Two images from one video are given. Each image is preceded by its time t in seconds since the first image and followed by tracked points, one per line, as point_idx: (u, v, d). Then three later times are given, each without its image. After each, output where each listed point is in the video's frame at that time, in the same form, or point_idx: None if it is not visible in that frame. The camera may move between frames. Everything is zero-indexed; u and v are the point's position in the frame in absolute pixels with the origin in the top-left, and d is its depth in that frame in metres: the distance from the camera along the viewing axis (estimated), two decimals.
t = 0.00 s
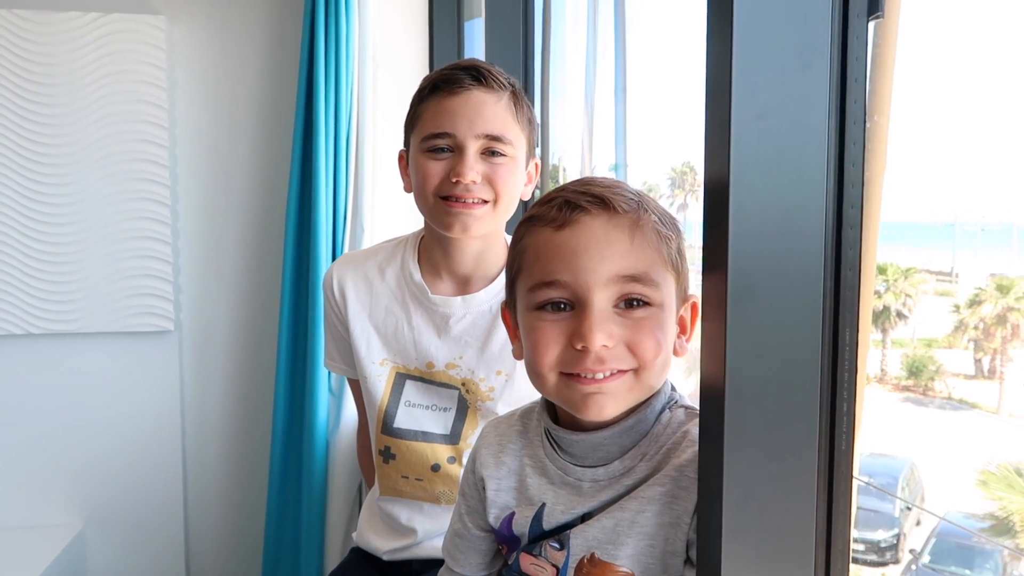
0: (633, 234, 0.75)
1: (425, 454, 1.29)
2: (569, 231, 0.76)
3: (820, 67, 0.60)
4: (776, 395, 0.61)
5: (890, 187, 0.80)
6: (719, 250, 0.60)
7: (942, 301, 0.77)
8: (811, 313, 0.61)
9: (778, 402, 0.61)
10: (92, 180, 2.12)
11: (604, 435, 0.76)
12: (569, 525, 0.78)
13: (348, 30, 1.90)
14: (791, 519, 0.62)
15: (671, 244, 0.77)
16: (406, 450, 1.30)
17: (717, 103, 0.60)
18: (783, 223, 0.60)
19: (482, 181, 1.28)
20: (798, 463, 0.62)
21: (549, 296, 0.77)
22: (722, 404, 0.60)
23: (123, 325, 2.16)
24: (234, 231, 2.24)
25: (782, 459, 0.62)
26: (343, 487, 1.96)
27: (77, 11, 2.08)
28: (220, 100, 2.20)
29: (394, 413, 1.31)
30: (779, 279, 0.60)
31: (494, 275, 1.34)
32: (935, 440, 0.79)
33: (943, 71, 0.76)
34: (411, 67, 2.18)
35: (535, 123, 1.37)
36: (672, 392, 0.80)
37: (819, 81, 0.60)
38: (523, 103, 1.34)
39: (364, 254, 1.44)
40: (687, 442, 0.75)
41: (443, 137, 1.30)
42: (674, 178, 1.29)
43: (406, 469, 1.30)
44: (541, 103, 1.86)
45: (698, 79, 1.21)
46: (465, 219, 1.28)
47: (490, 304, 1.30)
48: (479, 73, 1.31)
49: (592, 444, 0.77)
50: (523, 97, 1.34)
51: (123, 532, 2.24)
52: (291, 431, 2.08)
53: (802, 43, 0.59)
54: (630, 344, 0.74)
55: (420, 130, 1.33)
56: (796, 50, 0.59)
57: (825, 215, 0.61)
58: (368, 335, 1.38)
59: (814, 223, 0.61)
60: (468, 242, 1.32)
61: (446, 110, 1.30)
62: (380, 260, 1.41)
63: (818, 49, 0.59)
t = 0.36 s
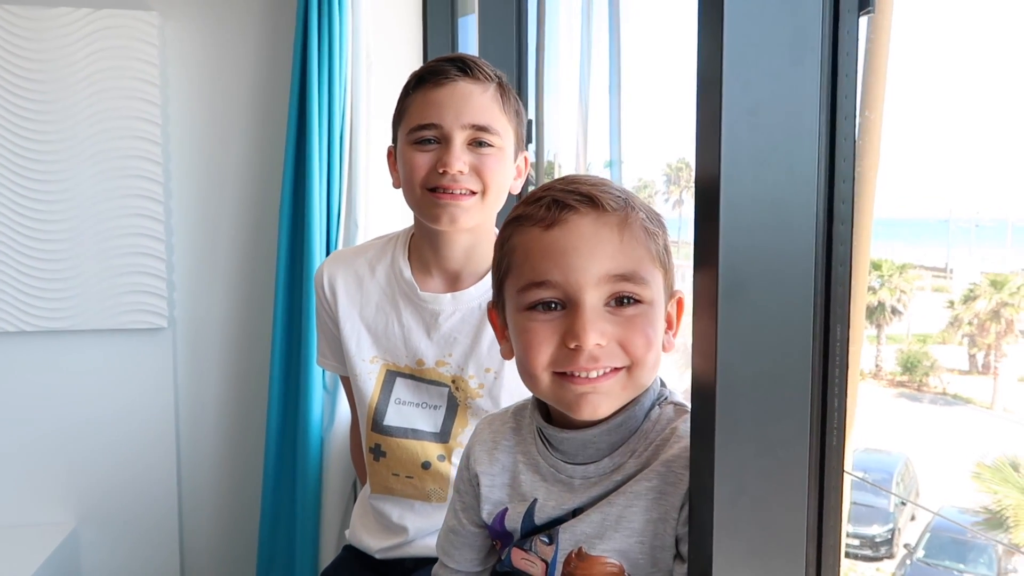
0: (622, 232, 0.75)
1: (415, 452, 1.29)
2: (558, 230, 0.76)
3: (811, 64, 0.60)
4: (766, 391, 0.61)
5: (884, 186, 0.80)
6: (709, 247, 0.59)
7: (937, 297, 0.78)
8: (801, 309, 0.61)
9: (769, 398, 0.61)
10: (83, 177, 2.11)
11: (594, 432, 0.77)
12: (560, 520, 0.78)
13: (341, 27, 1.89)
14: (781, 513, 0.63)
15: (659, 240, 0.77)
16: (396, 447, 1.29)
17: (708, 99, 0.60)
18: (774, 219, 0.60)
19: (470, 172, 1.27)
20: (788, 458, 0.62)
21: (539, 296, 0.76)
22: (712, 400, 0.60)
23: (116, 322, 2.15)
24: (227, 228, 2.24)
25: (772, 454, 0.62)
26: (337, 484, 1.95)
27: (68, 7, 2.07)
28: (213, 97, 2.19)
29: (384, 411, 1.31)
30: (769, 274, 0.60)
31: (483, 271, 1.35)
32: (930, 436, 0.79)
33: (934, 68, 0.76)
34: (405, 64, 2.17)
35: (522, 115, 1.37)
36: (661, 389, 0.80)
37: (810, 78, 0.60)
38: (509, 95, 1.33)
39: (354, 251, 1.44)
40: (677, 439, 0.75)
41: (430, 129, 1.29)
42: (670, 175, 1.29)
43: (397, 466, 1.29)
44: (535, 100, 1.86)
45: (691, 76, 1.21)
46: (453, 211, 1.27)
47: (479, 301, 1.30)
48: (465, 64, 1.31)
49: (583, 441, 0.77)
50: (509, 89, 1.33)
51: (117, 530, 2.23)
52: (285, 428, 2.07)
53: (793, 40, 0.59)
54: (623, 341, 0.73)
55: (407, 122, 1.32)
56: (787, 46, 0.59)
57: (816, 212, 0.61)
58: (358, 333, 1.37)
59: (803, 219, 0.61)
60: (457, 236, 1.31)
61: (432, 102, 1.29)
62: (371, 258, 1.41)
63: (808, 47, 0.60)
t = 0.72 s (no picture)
0: (628, 252, 0.73)
1: (413, 455, 1.28)
2: (567, 234, 0.75)
3: (807, 64, 0.60)
4: (762, 392, 0.61)
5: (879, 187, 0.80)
6: (705, 248, 0.59)
7: (933, 297, 0.78)
8: (797, 310, 0.61)
9: (764, 399, 0.61)
10: (79, 177, 2.11)
11: (549, 424, 0.78)
12: (515, 507, 0.82)
13: (338, 27, 1.89)
14: (777, 514, 0.63)
15: (665, 269, 0.74)
16: (394, 450, 1.29)
17: (704, 99, 0.60)
18: (770, 220, 0.60)
19: (471, 163, 1.26)
20: (784, 459, 0.63)
21: (532, 290, 0.76)
22: (708, 402, 0.60)
23: (112, 323, 2.14)
24: (223, 228, 2.23)
25: (768, 456, 0.62)
26: (331, 484, 1.94)
27: (64, 7, 2.06)
28: (210, 97, 2.19)
29: (384, 413, 1.31)
30: (765, 275, 0.60)
31: (485, 268, 1.34)
32: (927, 436, 0.79)
33: (929, 69, 0.76)
34: (402, 64, 2.17)
35: (523, 109, 1.36)
36: (629, 403, 0.77)
37: (806, 79, 0.60)
38: (510, 87, 1.33)
39: (355, 253, 1.44)
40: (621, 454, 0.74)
41: (431, 120, 1.28)
42: (667, 175, 1.28)
43: (394, 470, 1.29)
44: (532, 100, 1.86)
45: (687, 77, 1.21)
46: (454, 202, 1.26)
47: (481, 299, 1.29)
48: (466, 56, 1.31)
49: (541, 430, 0.79)
50: (510, 82, 1.33)
51: (113, 530, 2.22)
52: (281, 428, 2.07)
53: (789, 40, 0.59)
54: (598, 355, 0.74)
55: (407, 117, 1.31)
56: (784, 46, 0.59)
57: (811, 213, 0.62)
58: (359, 335, 1.37)
59: (798, 220, 0.61)
60: (458, 230, 1.30)
61: (433, 92, 1.28)
62: (372, 259, 1.41)
63: (804, 47, 0.60)
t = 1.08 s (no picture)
0: (573, 246, 0.74)
1: (406, 454, 1.29)
2: (516, 228, 0.76)
3: (798, 65, 0.60)
4: (754, 393, 0.61)
5: (872, 189, 0.80)
6: (697, 249, 0.60)
7: (926, 297, 0.78)
8: (787, 310, 0.61)
9: (755, 400, 0.61)
10: (70, 177, 2.10)
11: (501, 407, 0.78)
12: (470, 492, 0.81)
13: (331, 27, 1.89)
14: (768, 514, 0.63)
15: (608, 263, 0.76)
16: (388, 449, 1.30)
17: (696, 100, 0.60)
18: (762, 222, 0.60)
19: (464, 165, 1.26)
20: (774, 459, 0.63)
21: (482, 280, 0.76)
22: (700, 403, 0.60)
23: (102, 323, 2.13)
24: (215, 228, 2.22)
25: (759, 456, 0.62)
26: (325, 484, 1.92)
27: (55, 6, 2.05)
28: (202, 96, 2.18)
29: (377, 413, 1.31)
30: (757, 277, 0.60)
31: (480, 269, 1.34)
32: (921, 435, 0.79)
33: (920, 70, 0.76)
34: (395, 64, 2.17)
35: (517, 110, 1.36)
36: (578, 391, 0.78)
37: (797, 79, 0.60)
38: (504, 89, 1.32)
39: (350, 252, 1.43)
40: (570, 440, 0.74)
41: (424, 122, 1.28)
42: (660, 175, 1.28)
43: (387, 469, 1.30)
44: (525, 100, 1.86)
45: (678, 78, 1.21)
46: (447, 204, 1.26)
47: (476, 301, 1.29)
48: (459, 58, 1.30)
49: (495, 413, 0.79)
50: (503, 83, 1.32)
51: (105, 532, 2.21)
52: (273, 429, 2.06)
53: (780, 41, 0.60)
54: (544, 342, 0.74)
55: (400, 117, 1.31)
56: (775, 47, 0.59)
57: (802, 213, 0.62)
58: (353, 334, 1.36)
59: (790, 221, 0.61)
60: (452, 232, 1.30)
61: (425, 95, 1.28)
62: (366, 259, 1.40)
63: (796, 48, 0.60)
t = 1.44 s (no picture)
0: (598, 233, 0.76)
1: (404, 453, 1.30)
2: (539, 223, 0.76)
3: (795, 64, 0.60)
4: (750, 392, 0.61)
5: (870, 189, 0.80)
6: (694, 248, 0.60)
7: (923, 296, 0.78)
8: (784, 310, 0.61)
9: (752, 399, 0.61)
10: (66, 176, 2.09)
11: (536, 401, 0.77)
12: (500, 488, 0.78)
13: (327, 26, 1.88)
14: (765, 514, 0.63)
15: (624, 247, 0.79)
16: (387, 448, 1.30)
17: (693, 99, 0.60)
18: (759, 221, 0.60)
19: (465, 167, 1.26)
20: (771, 459, 0.63)
21: (511, 277, 0.76)
22: (697, 403, 0.60)
23: (98, 323, 2.13)
24: (211, 227, 2.22)
25: (756, 456, 0.62)
26: (322, 483, 1.93)
27: (50, 5, 2.04)
28: (198, 95, 2.17)
29: (376, 411, 1.31)
30: (755, 276, 0.60)
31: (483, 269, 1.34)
32: (918, 435, 0.79)
33: (917, 70, 0.76)
34: (392, 63, 2.17)
35: (515, 111, 1.35)
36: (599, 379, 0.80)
37: (793, 78, 0.60)
38: (502, 91, 1.32)
39: (350, 251, 1.43)
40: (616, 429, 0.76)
41: (424, 125, 1.27)
42: (658, 174, 1.28)
43: (385, 468, 1.30)
44: (523, 100, 1.86)
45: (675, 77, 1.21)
46: (448, 207, 1.26)
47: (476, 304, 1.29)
48: (457, 61, 1.30)
49: (526, 407, 0.78)
50: (501, 85, 1.32)
51: (101, 532, 2.21)
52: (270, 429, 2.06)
53: (776, 41, 0.60)
54: (585, 329, 0.75)
55: (400, 120, 1.31)
56: (772, 47, 0.59)
57: (799, 212, 0.62)
58: (352, 333, 1.36)
59: (787, 220, 0.61)
60: (453, 234, 1.30)
61: (424, 98, 1.27)
62: (367, 258, 1.40)
63: (792, 47, 0.60)
